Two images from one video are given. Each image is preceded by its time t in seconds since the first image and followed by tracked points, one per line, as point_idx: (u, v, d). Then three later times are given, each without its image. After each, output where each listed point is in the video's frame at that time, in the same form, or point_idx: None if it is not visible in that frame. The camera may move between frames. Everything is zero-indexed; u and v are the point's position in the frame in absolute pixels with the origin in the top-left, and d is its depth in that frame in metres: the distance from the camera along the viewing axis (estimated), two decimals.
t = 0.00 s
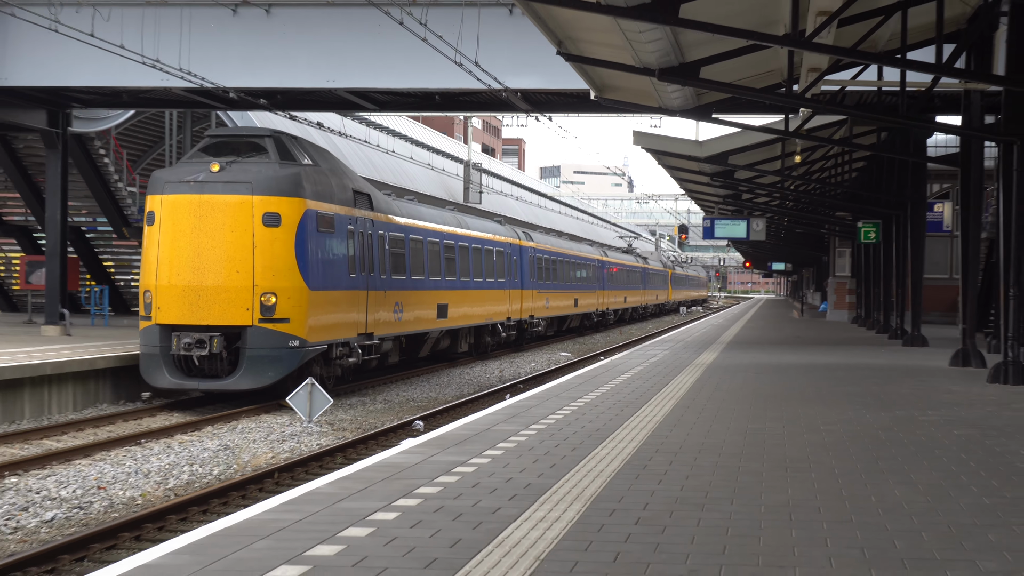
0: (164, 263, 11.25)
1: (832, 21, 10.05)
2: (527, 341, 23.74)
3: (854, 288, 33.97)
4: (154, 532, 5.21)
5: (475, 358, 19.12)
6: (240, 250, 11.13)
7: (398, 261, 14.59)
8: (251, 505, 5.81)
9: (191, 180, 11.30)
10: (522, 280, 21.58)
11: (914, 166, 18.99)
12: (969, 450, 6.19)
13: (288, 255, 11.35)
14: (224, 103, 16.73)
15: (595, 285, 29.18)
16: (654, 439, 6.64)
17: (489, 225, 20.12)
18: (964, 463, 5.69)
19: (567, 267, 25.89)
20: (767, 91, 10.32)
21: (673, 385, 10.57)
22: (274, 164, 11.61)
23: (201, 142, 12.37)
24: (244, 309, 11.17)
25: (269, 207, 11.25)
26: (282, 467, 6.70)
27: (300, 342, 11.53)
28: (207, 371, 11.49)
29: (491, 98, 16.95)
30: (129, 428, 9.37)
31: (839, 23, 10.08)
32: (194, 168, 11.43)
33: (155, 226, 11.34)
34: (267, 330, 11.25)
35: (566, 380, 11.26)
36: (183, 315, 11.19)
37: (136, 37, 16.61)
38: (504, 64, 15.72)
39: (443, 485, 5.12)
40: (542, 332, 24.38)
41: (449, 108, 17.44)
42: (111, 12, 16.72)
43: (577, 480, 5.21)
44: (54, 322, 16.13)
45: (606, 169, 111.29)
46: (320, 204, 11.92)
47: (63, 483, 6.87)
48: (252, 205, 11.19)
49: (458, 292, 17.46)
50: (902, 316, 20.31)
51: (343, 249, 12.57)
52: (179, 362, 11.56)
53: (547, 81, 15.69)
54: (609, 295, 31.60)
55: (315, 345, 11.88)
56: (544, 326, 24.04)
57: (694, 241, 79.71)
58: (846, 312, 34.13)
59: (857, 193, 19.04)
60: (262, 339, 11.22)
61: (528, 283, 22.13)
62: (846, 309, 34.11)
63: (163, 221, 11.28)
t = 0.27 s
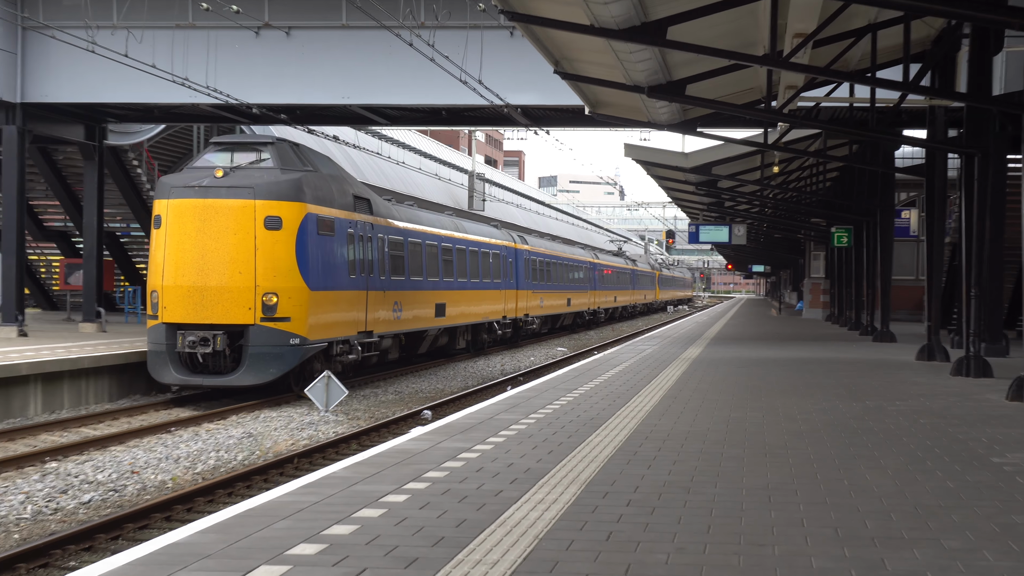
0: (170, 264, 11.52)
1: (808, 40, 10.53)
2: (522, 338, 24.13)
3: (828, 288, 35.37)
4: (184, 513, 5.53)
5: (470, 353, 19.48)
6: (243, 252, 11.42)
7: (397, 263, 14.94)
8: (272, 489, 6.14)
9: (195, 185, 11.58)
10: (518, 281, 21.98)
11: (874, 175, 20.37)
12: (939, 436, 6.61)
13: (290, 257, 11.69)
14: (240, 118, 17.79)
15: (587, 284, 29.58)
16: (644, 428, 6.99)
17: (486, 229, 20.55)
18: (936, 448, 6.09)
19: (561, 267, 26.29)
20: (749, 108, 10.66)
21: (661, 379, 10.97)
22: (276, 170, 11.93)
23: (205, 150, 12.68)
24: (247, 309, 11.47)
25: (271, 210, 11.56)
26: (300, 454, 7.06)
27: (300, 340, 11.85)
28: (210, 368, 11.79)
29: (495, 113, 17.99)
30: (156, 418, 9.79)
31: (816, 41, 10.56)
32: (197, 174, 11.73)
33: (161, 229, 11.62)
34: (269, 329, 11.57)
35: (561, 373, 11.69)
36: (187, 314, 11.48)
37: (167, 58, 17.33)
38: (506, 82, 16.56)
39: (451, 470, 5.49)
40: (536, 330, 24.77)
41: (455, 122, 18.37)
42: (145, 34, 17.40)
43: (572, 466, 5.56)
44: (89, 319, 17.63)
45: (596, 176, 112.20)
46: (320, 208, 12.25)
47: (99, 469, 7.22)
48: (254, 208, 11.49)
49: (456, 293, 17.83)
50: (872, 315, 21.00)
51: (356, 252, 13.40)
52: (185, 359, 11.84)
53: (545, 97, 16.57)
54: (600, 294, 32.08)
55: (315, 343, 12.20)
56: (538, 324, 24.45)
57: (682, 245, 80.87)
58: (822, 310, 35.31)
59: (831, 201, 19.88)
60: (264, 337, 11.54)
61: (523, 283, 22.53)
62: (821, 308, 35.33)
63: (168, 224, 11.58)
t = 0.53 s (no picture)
0: (174, 263, 11.88)
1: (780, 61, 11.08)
2: (516, 335, 24.60)
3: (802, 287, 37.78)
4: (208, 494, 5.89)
5: (464, 346, 19.89)
6: (244, 251, 11.75)
7: (395, 263, 15.31)
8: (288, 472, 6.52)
9: (198, 188, 11.94)
10: (511, 279, 22.44)
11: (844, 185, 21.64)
12: (908, 424, 7.07)
13: (289, 256, 12.00)
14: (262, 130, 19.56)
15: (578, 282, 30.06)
16: (629, 418, 7.37)
17: (481, 231, 21.05)
18: (907, 436, 6.52)
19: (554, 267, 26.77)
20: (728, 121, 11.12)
21: (646, 372, 11.41)
22: (276, 174, 12.30)
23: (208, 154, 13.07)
24: (247, 306, 11.79)
25: (271, 212, 11.87)
26: (316, 439, 7.52)
27: (299, 336, 12.17)
28: (213, 364, 12.22)
29: (495, 125, 19.12)
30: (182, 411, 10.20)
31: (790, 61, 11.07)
32: (200, 178, 12.10)
33: (165, 231, 11.97)
34: (268, 326, 11.87)
35: (554, 366, 12.17)
36: (190, 312, 11.81)
37: (194, 73, 18.54)
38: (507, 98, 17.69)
39: (454, 455, 5.91)
40: (529, 327, 25.22)
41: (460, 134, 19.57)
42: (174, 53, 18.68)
43: (563, 452, 5.94)
44: (123, 314, 18.89)
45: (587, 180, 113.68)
46: (319, 210, 12.58)
47: (131, 453, 7.63)
48: (254, 210, 11.80)
49: (452, 291, 18.24)
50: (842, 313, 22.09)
51: (367, 255, 14.19)
52: (188, 354, 12.21)
53: (542, 111, 17.71)
54: (590, 292, 32.65)
55: (314, 339, 12.51)
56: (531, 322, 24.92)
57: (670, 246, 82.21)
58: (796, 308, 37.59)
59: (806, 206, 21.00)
60: (263, 333, 11.85)
61: (516, 282, 23.00)
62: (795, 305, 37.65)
63: (173, 225, 11.92)
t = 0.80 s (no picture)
0: (180, 265, 12.18)
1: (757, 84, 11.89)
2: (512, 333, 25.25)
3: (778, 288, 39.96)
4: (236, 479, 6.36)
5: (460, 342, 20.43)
6: (247, 253, 12.08)
7: (394, 264, 15.77)
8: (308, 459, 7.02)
9: (202, 194, 12.25)
10: (508, 280, 22.99)
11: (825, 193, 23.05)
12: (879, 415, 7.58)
13: (292, 259, 12.36)
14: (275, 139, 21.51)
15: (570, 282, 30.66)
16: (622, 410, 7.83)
17: (478, 234, 21.73)
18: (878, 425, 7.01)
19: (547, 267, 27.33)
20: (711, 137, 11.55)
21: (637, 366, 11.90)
22: (279, 181, 12.66)
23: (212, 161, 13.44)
24: (250, 307, 12.13)
25: (273, 216, 12.20)
26: (334, 428, 8.09)
27: (301, 335, 12.58)
28: (218, 360, 12.48)
29: (496, 140, 21.18)
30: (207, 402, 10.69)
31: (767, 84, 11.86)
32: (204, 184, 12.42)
33: (171, 235, 12.28)
34: (271, 325, 12.23)
35: (550, 361, 12.73)
36: (195, 312, 12.15)
37: (222, 93, 20.66)
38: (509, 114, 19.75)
39: (459, 443, 6.39)
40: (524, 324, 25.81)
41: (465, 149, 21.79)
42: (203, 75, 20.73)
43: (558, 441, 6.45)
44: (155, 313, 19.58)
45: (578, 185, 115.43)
46: (320, 215, 12.95)
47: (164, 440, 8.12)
48: (257, 215, 12.12)
49: (450, 291, 18.74)
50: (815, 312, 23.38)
51: (380, 257, 15.16)
52: (193, 352, 12.52)
53: (539, 126, 19.78)
54: (583, 293, 33.49)
55: (315, 337, 12.92)
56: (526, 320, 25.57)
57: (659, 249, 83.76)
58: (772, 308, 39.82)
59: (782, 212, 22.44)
60: (266, 332, 12.21)
61: (512, 281, 23.65)
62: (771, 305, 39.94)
63: (178, 230, 12.23)
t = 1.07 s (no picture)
0: (190, 266, 12.69)
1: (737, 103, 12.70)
2: (510, 330, 26.24)
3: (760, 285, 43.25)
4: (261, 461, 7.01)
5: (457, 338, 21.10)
6: (253, 255, 12.54)
7: (397, 265, 16.38)
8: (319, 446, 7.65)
9: (211, 199, 12.73)
10: (506, 281, 23.86)
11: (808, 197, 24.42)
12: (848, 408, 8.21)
13: (296, 260, 12.84)
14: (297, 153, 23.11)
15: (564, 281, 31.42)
16: (611, 401, 8.46)
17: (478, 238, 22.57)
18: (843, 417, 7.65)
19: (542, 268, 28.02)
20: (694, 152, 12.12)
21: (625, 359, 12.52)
22: (284, 186, 13.14)
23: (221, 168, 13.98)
24: (256, 305, 12.58)
25: (279, 220, 12.69)
26: (352, 415, 8.90)
27: (305, 332, 13.04)
28: (226, 357, 13.04)
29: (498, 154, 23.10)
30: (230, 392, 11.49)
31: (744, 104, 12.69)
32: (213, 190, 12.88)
33: (182, 238, 12.80)
34: (276, 323, 12.70)
35: (546, 355, 13.42)
36: (204, 310, 12.62)
37: (252, 112, 22.39)
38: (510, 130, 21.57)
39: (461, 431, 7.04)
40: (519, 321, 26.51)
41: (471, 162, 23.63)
42: (236, 97, 22.48)
43: (552, 429, 7.17)
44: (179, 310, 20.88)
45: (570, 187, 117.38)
46: (323, 218, 13.48)
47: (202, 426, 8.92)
48: (263, 219, 12.61)
49: (450, 291, 19.41)
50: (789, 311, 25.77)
51: (394, 260, 16.28)
52: (203, 349, 13.04)
53: (540, 142, 21.59)
54: (577, 292, 34.64)
55: (318, 335, 13.40)
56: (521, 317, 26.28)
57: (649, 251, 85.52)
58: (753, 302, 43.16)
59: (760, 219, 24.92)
60: (272, 330, 12.66)
61: (511, 282, 24.51)
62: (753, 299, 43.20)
63: (189, 232, 12.74)
